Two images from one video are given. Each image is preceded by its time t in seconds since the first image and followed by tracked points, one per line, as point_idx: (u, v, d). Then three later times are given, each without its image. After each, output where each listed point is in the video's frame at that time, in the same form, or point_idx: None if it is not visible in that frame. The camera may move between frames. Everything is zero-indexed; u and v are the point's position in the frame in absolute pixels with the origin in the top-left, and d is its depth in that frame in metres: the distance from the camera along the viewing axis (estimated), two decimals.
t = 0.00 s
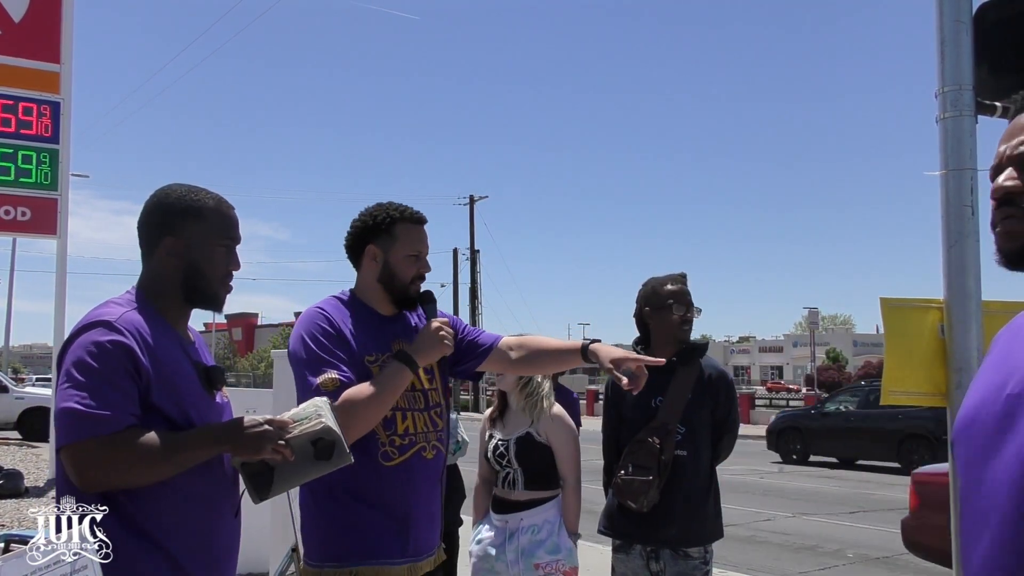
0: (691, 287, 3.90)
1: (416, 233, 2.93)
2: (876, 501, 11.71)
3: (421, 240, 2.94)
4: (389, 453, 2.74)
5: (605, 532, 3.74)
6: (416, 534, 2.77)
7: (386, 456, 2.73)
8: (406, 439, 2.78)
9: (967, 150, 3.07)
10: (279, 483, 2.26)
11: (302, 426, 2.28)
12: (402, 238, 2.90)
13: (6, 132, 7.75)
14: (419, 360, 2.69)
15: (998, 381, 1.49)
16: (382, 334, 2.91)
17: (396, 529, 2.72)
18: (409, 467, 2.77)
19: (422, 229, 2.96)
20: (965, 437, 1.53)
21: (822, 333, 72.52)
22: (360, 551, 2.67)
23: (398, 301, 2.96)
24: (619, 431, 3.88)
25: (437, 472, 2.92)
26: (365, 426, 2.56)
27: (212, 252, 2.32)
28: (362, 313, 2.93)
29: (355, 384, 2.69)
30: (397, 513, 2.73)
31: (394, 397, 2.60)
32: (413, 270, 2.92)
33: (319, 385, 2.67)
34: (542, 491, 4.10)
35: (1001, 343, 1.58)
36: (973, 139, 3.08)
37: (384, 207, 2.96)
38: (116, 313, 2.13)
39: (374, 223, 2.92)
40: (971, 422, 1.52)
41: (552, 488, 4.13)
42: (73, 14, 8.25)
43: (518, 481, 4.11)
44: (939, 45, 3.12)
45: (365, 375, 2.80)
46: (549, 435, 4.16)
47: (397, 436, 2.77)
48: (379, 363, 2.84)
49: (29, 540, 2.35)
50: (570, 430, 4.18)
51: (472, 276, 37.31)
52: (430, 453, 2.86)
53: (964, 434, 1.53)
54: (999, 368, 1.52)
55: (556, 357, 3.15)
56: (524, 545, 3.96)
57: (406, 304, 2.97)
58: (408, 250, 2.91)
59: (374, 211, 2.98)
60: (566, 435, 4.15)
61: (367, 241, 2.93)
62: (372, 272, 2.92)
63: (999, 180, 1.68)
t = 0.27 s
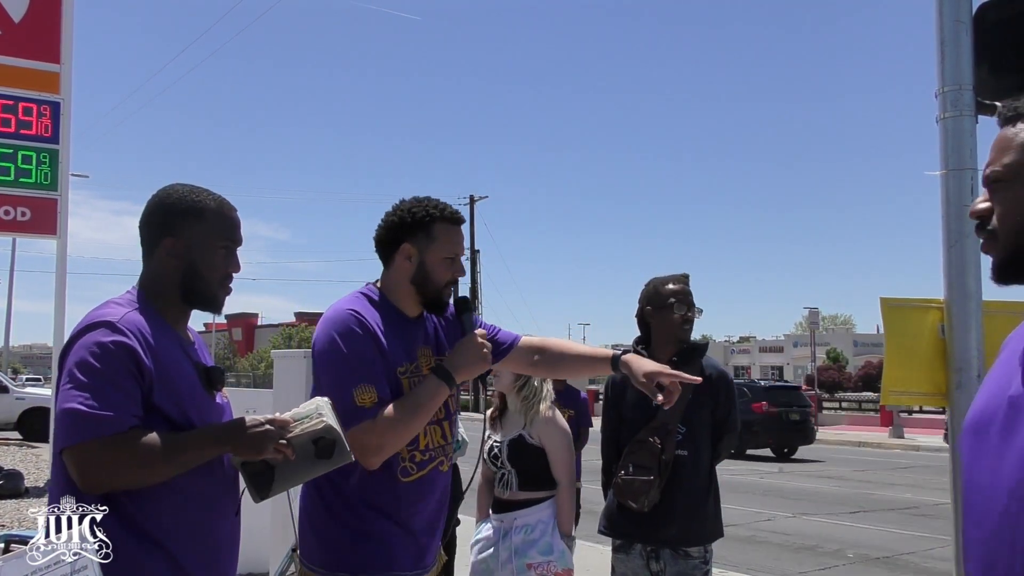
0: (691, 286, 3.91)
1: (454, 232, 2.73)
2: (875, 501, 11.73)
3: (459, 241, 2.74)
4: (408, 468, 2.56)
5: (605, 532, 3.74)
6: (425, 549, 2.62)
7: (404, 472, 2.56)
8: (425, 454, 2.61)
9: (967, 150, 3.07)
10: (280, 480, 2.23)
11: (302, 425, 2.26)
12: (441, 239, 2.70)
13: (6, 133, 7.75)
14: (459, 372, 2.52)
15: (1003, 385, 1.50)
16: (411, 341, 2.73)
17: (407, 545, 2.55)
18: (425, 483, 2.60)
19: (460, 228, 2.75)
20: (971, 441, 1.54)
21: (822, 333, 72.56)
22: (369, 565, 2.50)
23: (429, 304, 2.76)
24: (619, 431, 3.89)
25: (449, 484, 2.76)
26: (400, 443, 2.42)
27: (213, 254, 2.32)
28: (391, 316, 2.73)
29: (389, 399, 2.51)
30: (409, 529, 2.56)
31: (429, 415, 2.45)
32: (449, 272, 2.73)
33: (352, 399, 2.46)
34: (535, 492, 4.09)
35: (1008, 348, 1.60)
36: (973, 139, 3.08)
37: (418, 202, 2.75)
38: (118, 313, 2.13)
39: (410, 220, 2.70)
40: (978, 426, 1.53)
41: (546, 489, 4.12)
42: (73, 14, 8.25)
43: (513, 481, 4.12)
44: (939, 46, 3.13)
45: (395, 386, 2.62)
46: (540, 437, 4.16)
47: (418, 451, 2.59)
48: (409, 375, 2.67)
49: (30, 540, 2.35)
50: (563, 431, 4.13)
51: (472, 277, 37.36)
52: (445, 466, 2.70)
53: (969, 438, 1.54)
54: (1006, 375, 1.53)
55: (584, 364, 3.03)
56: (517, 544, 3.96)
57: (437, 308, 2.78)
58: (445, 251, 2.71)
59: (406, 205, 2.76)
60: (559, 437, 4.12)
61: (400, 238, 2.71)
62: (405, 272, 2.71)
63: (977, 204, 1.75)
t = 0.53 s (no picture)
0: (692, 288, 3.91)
1: (488, 247, 2.68)
2: (875, 501, 11.73)
3: (492, 255, 2.70)
4: (424, 482, 2.56)
5: (605, 532, 3.74)
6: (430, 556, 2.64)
7: (419, 485, 2.55)
8: (441, 469, 2.61)
9: (967, 150, 3.07)
10: (281, 478, 2.29)
11: (303, 421, 2.25)
12: (475, 252, 2.65)
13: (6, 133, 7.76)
14: (485, 393, 2.52)
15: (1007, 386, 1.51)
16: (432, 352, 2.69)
17: (416, 555, 2.56)
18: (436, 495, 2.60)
19: (494, 242, 2.71)
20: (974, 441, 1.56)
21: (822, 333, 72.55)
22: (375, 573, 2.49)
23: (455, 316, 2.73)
24: (619, 431, 3.89)
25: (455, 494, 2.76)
26: (421, 461, 2.41)
27: (211, 255, 2.33)
28: (415, 326, 2.68)
29: (412, 416, 2.47)
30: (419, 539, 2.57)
31: (450, 434, 2.44)
32: (479, 287, 2.68)
33: (376, 414, 2.40)
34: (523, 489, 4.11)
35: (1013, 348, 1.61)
36: (973, 139, 3.08)
37: (453, 210, 2.70)
38: (116, 314, 2.13)
39: (446, 231, 2.65)
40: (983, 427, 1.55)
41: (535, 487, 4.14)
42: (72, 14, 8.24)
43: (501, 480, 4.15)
44: (938, 46, 3.13)
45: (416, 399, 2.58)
46: (529, 433, 4.21)
47: (433, 465, 2.59)
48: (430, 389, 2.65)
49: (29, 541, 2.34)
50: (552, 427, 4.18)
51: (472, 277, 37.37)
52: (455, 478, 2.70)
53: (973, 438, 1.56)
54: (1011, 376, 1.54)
55: (599, 382, 3.03)
56: (503, 542, 3.95)
57: (462, 321, 2.74)
58: (478, 265, 2.66)
59: (440, 212, 2.70)
60: (549, 433, 4.18)
61: (433, 247, 2.66)
62: (434, 282, 2.66)
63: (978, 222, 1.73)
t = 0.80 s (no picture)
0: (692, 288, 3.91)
1: (500, 254, 2.70)
2: (876, 501, 11.73)
3: (503, 262, 2.71)
4: (427, 488, 2.56)
5: (604, 532, 3.74)
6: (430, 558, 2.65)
7: (423, 491, 2.55)
8: (445, 474, 2.61)
9: (967, 150, 3.06)
10: (281, 483, 2.24)
11: (302, 422, 2.29)
12: (487, 259, 2.66)
13: (6, 133, 7.75)
14: (491, 400, 2.54)
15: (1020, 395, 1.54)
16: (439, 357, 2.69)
17: (417, 558, 2.56)
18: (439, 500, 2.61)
19: (505, 250, 2.72)
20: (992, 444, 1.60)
21: (822, 333, 72.54)
22: None
23: (463, 321, 2.73)
24: (619, 431, 3.89)
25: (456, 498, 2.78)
26: (428, 468, 2.42)
27: (208, 256, 2.33)
28: (424, 330, 2.68)
29: (419, 422, 2.47)
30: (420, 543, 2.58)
31: (455, 442, 2.46)
32: (489, 293, 2.70)
33: (385, 420, 2.39)
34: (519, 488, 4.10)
35: None
36: (973, 139, 3.08)
37: (465, 215, 2.70)
38: (115, 313, 2.13)
39: (459, 236, 2.65)
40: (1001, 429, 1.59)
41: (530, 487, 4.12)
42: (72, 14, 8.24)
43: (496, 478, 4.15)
44: (938, 46, 3.12)
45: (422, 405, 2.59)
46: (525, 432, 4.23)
47: (437, 471, 2.59)
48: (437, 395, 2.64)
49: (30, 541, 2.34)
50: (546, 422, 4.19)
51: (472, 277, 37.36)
52: (458, 482, 2.71)
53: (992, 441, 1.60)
54: None
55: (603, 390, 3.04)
56: (495, 539, 3.93)
57: (469, 325, 2.75)
58: (489, 272, 2.68)
59: (452, 216, 2.70)
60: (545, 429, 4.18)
61: (445, 252, 2.66)
62: (445, 287, 2.66)
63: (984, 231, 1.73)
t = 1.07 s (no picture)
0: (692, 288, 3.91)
1: (493, 252, 2.69)
2: (875, 501, 11.73)
3: (495, 261, 2.71)
4: (422, 488, 2.56)
5: (604, 532, 3.74)
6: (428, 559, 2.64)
7: (418, 491, 2.55)
8: (441, 474, 2.61)
9: (967, 150, 3.06)
10: (279, 484, 2.23)
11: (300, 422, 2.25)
12: (480, 258, 2.66)
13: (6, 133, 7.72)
14: (486, 398, 2.54)
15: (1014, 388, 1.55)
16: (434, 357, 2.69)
17: (411, 559, 2.55)
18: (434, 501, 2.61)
19: (498, 248, 2.72)
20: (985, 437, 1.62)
21: (822, 334, 72.54)
22: None
23: (456, 320, 2.73)
24: (619, 432, 3.89)
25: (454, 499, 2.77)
26: (422, 467, 2.41)
27: (208, 256, 2.33)
28: (417, 329, 2.67)
29: (414, 422, 2.47)
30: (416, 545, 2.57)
31: (450, 440, 2.46)
32: (482, 292, 2.70)
33: (379, 420, 2.39)
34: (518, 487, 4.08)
35: None
36: (973, 139, 3.08)
37: (458, 214, 2.69)
38: (115, 313, 2.13)
39: (451, 235, 2.64)
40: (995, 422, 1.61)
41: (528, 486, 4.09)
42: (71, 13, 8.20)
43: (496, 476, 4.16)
44: (938, 46, 3.12)
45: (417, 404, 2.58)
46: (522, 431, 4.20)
47: (432, 471, 2.59)
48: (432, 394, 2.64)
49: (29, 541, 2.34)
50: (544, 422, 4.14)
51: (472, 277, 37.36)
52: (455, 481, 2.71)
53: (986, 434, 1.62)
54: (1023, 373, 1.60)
55: (596, 387, 3.03)
56: (490, 539, 3.95)
57: (463, 324, 2.74)
58: (482, 271, 2.68)
59: (444, 216, 2.70)
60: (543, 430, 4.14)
61: (438, 251, 2.65)
62: (438, 287, 2.66)
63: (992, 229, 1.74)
